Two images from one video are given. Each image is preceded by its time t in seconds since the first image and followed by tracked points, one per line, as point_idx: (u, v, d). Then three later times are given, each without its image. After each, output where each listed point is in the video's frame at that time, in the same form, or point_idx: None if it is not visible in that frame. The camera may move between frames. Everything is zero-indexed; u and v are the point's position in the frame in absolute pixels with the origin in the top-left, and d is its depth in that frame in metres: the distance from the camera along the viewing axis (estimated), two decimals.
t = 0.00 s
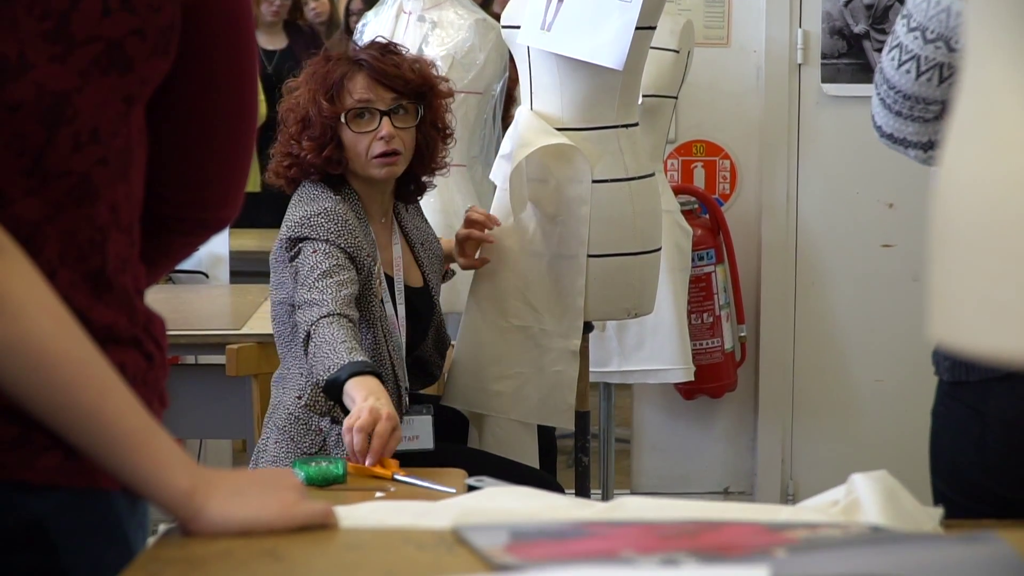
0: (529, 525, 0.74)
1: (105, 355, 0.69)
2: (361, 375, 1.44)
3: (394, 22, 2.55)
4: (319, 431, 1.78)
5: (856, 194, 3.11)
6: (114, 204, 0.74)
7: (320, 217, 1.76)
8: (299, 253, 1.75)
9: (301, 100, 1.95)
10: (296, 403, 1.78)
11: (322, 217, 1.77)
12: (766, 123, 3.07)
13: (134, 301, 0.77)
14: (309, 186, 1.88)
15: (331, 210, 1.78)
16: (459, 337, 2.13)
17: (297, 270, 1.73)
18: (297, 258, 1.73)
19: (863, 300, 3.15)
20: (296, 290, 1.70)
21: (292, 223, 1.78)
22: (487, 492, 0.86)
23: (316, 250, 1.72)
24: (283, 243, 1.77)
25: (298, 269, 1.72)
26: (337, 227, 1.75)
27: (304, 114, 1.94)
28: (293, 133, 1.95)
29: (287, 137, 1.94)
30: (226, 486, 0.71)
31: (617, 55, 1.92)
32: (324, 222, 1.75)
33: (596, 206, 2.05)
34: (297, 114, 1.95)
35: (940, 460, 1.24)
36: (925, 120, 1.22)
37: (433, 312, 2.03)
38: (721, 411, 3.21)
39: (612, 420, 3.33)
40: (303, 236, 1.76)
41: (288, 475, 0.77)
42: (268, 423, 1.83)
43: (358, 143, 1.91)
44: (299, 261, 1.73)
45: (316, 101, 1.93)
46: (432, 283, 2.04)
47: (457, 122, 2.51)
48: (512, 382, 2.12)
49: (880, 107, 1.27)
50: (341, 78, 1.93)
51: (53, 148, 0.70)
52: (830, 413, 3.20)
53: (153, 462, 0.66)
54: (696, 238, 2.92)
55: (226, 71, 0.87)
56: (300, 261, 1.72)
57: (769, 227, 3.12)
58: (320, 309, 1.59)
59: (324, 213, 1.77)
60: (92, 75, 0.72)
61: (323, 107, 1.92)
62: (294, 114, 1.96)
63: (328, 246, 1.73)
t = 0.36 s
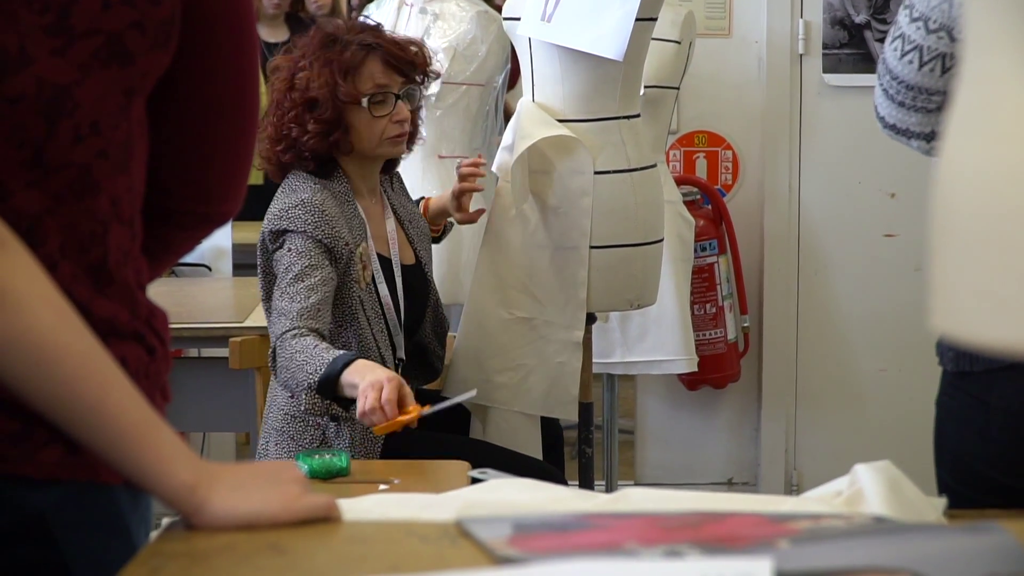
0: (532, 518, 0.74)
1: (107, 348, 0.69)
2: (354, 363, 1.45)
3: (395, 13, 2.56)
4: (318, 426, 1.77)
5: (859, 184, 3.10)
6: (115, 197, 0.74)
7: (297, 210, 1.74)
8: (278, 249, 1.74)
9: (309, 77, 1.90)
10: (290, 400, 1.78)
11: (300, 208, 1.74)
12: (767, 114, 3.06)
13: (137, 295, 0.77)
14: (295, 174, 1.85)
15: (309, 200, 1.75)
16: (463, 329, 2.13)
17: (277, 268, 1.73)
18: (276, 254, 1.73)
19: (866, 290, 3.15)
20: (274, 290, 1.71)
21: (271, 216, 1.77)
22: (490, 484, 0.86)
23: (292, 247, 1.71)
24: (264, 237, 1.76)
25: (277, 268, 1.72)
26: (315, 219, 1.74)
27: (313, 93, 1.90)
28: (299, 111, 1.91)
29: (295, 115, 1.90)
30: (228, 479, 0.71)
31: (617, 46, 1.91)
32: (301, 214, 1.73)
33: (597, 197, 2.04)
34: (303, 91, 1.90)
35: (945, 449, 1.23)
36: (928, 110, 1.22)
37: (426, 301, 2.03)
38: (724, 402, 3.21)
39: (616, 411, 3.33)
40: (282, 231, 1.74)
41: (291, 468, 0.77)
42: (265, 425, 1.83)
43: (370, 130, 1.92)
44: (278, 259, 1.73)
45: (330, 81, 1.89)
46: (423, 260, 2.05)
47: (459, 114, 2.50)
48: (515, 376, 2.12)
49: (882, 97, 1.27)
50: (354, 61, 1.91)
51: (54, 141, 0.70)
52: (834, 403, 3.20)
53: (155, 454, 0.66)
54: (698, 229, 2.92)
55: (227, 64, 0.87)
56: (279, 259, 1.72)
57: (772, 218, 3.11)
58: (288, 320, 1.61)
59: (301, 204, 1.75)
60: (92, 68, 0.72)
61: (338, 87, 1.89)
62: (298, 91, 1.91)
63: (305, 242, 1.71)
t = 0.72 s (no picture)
0: (534, 515, 0.74)
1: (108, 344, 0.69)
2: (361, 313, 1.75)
3: (397, 11, 2.58)
4: (297, 409, 1.88)
5: (861, 183, 3.10)
6: (114, 193, 0.74)
7: (264, 204, 1.79)
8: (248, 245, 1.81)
9: (341, 78, 1.93)
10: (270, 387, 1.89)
11: (268, 203, 1.80)
12: (769, 112, 3.06)
13: (136, 291, 0.77)
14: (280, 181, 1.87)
15: (275, 194, 1.81)
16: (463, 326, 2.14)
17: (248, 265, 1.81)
18: (246, 248, 1.81)
19: (867, 289, 3.15)
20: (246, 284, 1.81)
21: (241, 212, 1.82)
22: (492, 482, 0.86)
23: (262, 246, 1.78)
24: (236, 233, 1.83)
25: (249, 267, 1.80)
26: (281, 213, 1.79)
27: (344, 96, 1.94)
28: (328, 110, 1.93)
29: (331, 115, 1.92)
30: (228, 476, 0.71)
31: (618, 43, 1.91)
32: (269, 210, 1.79)
33: (601, 195, 2.03)
34: (334, 91, 1.93)
35: (948, 448, 1.23)
36: (931, 110, 1.22)
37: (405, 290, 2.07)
38: (725, 400, 3.21)
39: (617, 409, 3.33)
40: (252, 226, 1.80)
41: (292, 465, 0.77)
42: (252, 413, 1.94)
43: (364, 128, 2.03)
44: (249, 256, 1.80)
45: (358, 86, 1.96)
46: (397, 237, 2.10)
47: (461, 111, 2.50)
48: (518, 372, 2.13)
49: (886, 96, 1.27)
50: (366, 62, 1.98)
51: (53, 136, 0.70)
52: (834, 401, 3.20)
53: (154, 450, 0.66)
54: (700, 227, 2.92)
55: (228, 62, 0.87)
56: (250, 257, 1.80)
57: (773, 216, 3.11)
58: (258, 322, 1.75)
59: (268, 199, 1.80)
60: (92, 64, 0.72)
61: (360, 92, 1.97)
62: (327, 90, 1.92)
63: (273, 237, 1.78)
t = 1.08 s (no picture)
0: (533, 516, 0.74)
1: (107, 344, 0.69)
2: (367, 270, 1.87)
3: (396, 12, 2.58)
4: (277, 396, 1.91)
5: (859, 184, 3.10)
6: (113, 195, 0.74)
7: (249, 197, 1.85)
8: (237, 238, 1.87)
9: (307, 73, 1.97)
10: (256, 375, 1.94)
11: (253, 195, 1.85)
12: (767, 113, 3.06)
13: (135, 292, 0.77)
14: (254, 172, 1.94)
15: (260, 186, 1.86)
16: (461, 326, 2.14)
17: (240, 256, 1.86)
18: (237, 243, 1.86)
19: (866, 290, 3.15)
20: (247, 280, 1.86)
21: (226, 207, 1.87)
22: (490, 483, 0.86)
23: (255, 237, 1.84)
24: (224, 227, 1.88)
25: (242, 258, 1.85)
26: (267, 205, 1.85)
27: (311, 91, 1.97)
28: (295, 104, 1.97)
29: (296, 110, 1.96)
30: (227, 477, 0.71)
31: (618, 45, 1.91)
32: (254, 201, 1.84)
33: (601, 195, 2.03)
34: (299, 86, 1.97)
35: (947, 449, 1.23)
36: (930, 112, 1.22)
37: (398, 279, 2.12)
38: (724, 401, 3.21)
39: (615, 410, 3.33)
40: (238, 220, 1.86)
41: (292, 466, 0.77)
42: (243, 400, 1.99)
43: (344, 120, 2.05)
44: (240, 248, 1.86)
45: (327, 80, 1.98)
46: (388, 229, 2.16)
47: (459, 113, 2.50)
48: (516, 375, 2.12)
49: (884, 98, 1.27)
50: (338, 56, 2.00)
51: (53, 136, 0.70)
52: (833, 402, 3.20)
53: (153, 452, 0.66)
54: (698, 228, 2.92)
55: (228, 63, 0.87)
56: (241, 249, 1.85)
57: (772, 217, 3.11)
58: (278, 311, 1.82)
59: (252, 191, 1.85)
60: (91, 64, 0.72)
61: (332, 86, 1.99)
62: (293, 85, 1.97)
63: (263, 230, 1.85)
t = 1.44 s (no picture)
0: (531, 518, 0.74)
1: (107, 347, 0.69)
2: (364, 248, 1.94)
3: (395, 14, 2.58)
4: (267, 384, 1.92)
5: (858, 186, 3.10)
6: (113, 198, 0.74)
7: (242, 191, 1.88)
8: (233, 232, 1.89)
9: (284, 79, 1.98)
10: (248, 366, 1.96)
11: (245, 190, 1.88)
12: (766, 115, 3.06)
13: (134, 294, 0.77)
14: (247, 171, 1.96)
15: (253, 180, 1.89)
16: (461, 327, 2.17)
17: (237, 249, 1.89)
18: (233, 236, 1.89)
19: (864, 292, 3.15)
20: (247, 271, 1.88)
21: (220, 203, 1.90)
22: (488, 484, 0.86)
23: (253, 228, 1.87)
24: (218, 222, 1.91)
25: (242, 250, 1.88)
26: (261, 197, 1.87)
27: (289, 96, 1.98)
28: (273, 110, 1.97)
29: (275, 115, 1.96)
30: (226, 479, 0.71)
31: (615, 46, 1.90)
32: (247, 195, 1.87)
33: (600, 197, 2.03)
34: (277, 92, 1.98)
35: (944, 451, 1.23)
36: (928, 113, 1.22)
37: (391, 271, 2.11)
38: (722, 403, 3.21)
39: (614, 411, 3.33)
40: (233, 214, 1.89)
41: (290, 468, 0.77)
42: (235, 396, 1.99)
43: (326, 125, 2.04)
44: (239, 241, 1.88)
45: (304, 85, 1.99)
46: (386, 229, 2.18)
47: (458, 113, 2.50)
48: (517, 375, 2.13)
49: (882, 99, 1.27)
50: (316, 60, 2.00)
51: (53, 139, 0.70)
52: (831, 404, 3.20)
53: (152, 455, 0.66)
54: (697, 229, 2.92)
55: (228, 66, 0.87)
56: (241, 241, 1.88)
57: (771, 219, 3.11)
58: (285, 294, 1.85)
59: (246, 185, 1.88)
60: (92, 68, 0.72)
61: (310, 92, 2.00)
62: (271, 90, 1.99)
63: (259, 221, 1.87)
